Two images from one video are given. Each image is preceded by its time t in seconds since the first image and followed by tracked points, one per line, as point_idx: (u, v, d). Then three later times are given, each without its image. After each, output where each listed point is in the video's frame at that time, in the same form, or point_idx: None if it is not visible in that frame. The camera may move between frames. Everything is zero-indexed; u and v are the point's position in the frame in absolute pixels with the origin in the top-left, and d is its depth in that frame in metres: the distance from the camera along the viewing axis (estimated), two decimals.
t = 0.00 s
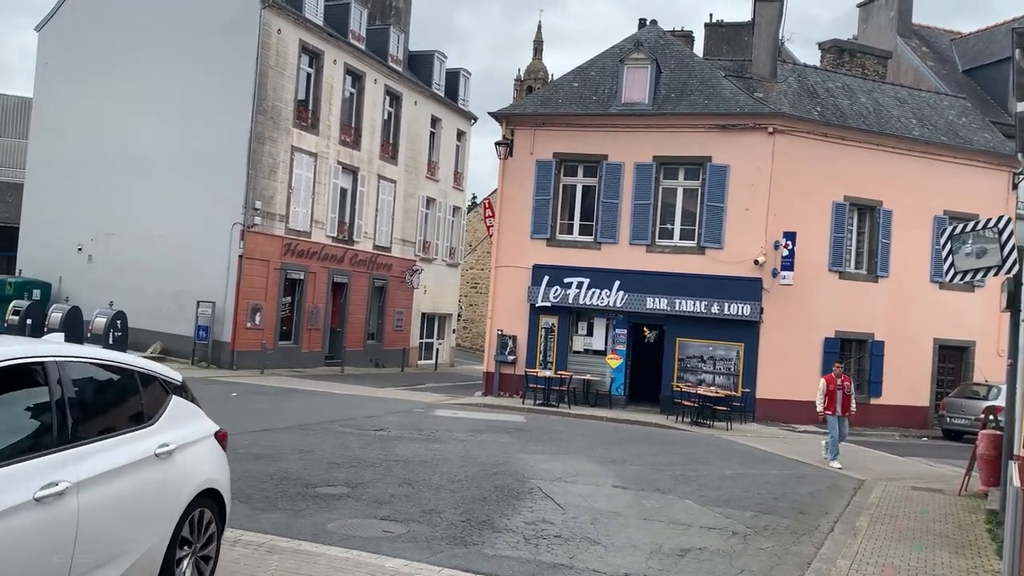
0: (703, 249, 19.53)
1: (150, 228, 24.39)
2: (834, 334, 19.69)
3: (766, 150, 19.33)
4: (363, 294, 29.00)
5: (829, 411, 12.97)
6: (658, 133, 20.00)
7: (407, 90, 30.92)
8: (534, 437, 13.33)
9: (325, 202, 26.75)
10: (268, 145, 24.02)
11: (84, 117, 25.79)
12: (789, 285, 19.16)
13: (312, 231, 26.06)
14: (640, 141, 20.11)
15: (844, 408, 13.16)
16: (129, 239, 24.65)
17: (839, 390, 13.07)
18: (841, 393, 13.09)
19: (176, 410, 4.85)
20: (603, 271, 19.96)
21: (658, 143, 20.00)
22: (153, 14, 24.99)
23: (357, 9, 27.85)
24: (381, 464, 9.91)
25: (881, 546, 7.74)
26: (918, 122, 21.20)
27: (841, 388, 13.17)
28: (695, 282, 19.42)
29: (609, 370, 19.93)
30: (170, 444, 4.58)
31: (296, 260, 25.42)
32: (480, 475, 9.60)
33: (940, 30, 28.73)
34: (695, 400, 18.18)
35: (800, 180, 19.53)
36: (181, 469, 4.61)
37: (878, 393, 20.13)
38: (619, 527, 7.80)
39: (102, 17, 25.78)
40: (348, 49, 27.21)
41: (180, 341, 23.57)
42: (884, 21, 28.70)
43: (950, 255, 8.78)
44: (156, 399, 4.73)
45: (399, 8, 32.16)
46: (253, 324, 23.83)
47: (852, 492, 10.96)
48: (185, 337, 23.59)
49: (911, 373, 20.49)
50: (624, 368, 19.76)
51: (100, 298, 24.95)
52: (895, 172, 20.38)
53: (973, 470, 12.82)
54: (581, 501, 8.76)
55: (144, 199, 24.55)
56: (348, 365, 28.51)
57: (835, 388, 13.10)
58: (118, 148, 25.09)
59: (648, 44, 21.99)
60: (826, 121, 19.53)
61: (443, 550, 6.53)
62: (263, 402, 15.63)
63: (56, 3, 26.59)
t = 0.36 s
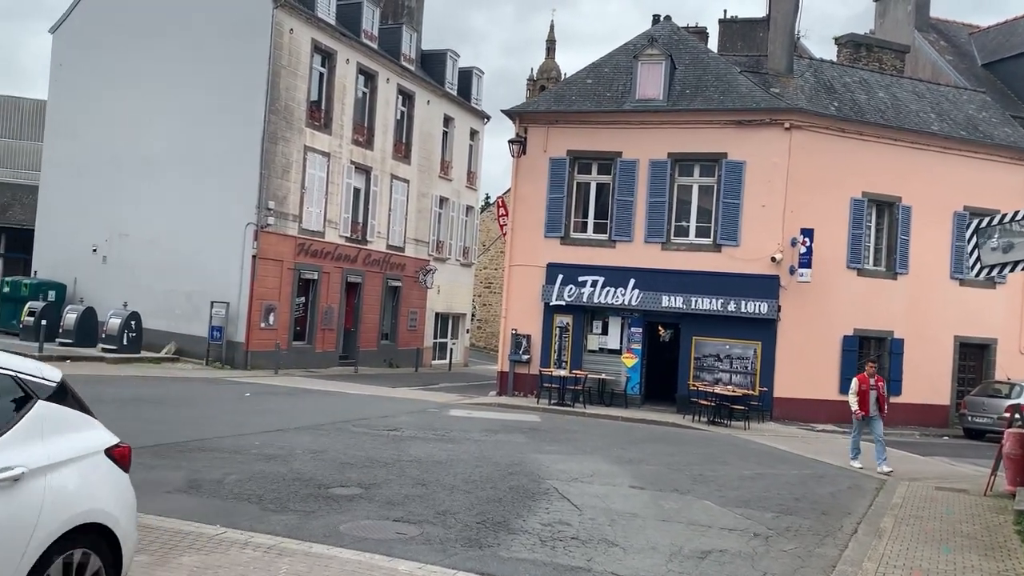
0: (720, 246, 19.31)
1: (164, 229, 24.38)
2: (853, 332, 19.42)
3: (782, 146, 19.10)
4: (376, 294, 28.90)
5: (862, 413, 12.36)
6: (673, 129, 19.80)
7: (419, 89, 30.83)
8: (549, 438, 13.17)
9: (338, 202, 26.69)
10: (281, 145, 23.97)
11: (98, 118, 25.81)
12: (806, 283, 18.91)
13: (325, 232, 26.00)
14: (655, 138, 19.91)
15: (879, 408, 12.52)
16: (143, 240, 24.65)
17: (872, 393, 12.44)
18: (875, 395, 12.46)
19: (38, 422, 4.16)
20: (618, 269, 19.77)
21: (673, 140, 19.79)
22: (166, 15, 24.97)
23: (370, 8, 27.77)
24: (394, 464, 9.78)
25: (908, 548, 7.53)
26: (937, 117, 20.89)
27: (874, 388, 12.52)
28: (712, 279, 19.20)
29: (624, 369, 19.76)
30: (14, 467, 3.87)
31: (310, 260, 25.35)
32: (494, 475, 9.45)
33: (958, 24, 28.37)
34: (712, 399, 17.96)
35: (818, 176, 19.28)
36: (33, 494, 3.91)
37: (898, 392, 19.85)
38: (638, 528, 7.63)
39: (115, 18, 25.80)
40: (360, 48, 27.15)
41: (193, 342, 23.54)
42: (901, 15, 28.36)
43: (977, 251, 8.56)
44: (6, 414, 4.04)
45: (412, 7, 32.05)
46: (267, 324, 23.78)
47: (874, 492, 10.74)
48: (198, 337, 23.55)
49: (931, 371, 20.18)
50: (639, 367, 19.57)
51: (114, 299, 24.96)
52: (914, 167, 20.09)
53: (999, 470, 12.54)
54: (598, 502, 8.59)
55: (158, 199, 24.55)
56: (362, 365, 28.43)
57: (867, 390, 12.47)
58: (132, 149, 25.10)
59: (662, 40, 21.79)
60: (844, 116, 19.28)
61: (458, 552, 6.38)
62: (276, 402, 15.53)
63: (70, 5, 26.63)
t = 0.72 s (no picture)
0: (756, 242, 18.97)
1: (199, 230, 24.51)
2: (894, 329, 18.97)
3: (819, 139, 18.72)
4: (408, 293, 28.87)
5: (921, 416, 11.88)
6: (707, 124, 19.49)
7: (450, 87, 30.75)
8: (583, 438, 12.97)
9: (370, 202, 26.68)
10: (313, 145, 24.00)
11: (133, 120, 26.04)
12: (846, 278, 18.52)
13: (357, 231, 26.01)
14: (689, 132, 19.61)
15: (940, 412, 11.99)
16: (178, 241, 24.81)
17: (933, 396, 11.91)
18: (937, 399, 11.92)
19: None
20: (652, 266, 19.50)
21: (708, 134, 19.48)
22: (198, 17, 25.11)
23: (400, 7, 27.73)
24: (426, 465, 9.65)
25: (959, 554, 7.23)
26: (980, 107, 20.34)
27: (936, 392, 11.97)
28: (748, 276, 18.87)
29: (659, 368, 19.46)
30: None
31: (342, 259, 25.36)
32: (529, 477, 9.28)
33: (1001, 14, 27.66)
34: (750, 398, 17.62)
35: (857, 169, 18.86)
36: None
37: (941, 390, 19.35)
38: (676, 532, 7.42)
39: (149, 22, 25.99)
40: (391, 48, 27.12)
41: (227, 342, 23.66)
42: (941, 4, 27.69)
43: None
44: None
45: (442, 6, 31.95)
46: (301, 324, 23.83)
47: (920, 494, 10.41)
48: (233, 337, 23.65)
49: (976, 369, 19.65)
50: (674, 366, 19.28)
51: (150, 300, 25.18)
52: (956, 159, 19.57)
53: None
54: (634, 504, 8.38)
55: (192, 201, 24.70)
56: (395, 365, 28.41)
57: (928, 393, 11.93)
58: (166, 150, 25.30)
59: (695, 33, 21.46)
60: (883, 108, 18.84)
61: (491, 557, 6.22)
62: (308, 402, 15.50)
63: (105, 9, 26.87)
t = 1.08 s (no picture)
0: (814, 242, 18.51)
1: (254, 231, 24.84)
2: (960, 332, 18.27)
3: (881, 137, 18.21)
4: (459, 294, 28.86)
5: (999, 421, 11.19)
6: (764, 121, 19.08)
7: (502, 88, 30.71)
8: (636, 441, 12.73)
9: (422, 203, 26.74)
10: (366, 147, 24.14)
11: (191, 124, 26.51)
12: (909, 280, 17.95)
13: (409, 232, 26.09)
14: (745, 130, 19.23)
15: None
16: (234, 242, 25.17)
17: (1013, 402, 11.20)
18: (1018, 405, 11.19)
19: None
20: (707, 267, 19.14)
21: (764, 132, 19.07)
22: (254, 22, 25.45)
23: (452, 8, 27.77)
24: (475, 466, 9.54)
25: None
26: None
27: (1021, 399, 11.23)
28: (806, 277, 18.40)
29: (714, 371, 19.10)
30: None
31: (394, 260, 25.46)
32: (579, 480, 9.11)
33: None
34: (808, 403, 17.17)
35: (920, 167, 18.27)
36: None
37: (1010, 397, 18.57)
38: (731, 540, 7.17)
39: (207, 27, 26.43)
40: (443, 49, 27.16)
41: (282, 342, 23.93)
42: None
43: None
44: None
45: (494, 7, 31.92)
46: (354, 324, 23.98)
47: (989, 504, 9.95)
48: (287, 337, 23.89)
49: None
50: (730, 369, 18.88)
51: (206, 300, 25.60)
52: None
53: None
54: (688, 510, 8.14)
55: (248, 203, 25.04)
56: (446, 365, 28.42)
57: (1008, 398, 11.24)
58: (223, 153, 25.70)
59: (751, 30, 21.05)
60: (948, 104, 18.23)
61: (539, 563, 6.07)
62: (359, 401, 15.52)
63: (164, 16, 27.41)
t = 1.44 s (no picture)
0: (889, 249, 17.81)
1: (318, 233, 25.05)
2: None
3: (961, 139, 17.44)
4: (520, 298, 28.68)
5: None
6: (836, 123, 18.46)
7: (565, 91, 30.45)
8: (698, 452, 12.33)
9: (483, 206, 26.64)
10: (428, 150, 24.14)
11: (259, 127, 26.90)
12: (990, 288, 17.10)
13: (469, 235, 26.01)
14: (816, 132, 18.63)
15: None
16: (298, 244, 25.43)
17: None
18: None
19: None
20: (775, 273, 18.58)
21: (837, 134, 18.45)
22: (321, 26, 25.69)
23: (516, 11, 27.65)
24: (531, 473, 9.30)
25: None
26: None
27: None
28: (880, 285, 17.74)
29: (782, 381, 18.54)
30: None
31: (454, 263, 25.39)
32: (639, 491, 8.80)
33: None
34: (881, 416, 16.51)
35: (1003, 170, 17.40)
36: None
37: None
38: (798, 559, 6.78)
39: (275, 31, 26.78)
40: (507, 52, 27.05)
41: (343, 343, 24.05)
42: None
43: None
44: None
45: (558, 9, 31.68)
46: (413, 326, 23.97)
47: None
48: (347, 339, 24.00)
49: None
50: (798, 379, 18.30)
51: (271, 301, 25.93)
52: None
53: None
54: (752, 526, 7.76)
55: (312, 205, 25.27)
56: (505, 369, 28.25)
57: None
58: (289, 156, 25.99)
59: (823, 29, 20.41)
60: None
61: None
62: (416, 404, 15.42)
63: (234, 21, 27.89)
